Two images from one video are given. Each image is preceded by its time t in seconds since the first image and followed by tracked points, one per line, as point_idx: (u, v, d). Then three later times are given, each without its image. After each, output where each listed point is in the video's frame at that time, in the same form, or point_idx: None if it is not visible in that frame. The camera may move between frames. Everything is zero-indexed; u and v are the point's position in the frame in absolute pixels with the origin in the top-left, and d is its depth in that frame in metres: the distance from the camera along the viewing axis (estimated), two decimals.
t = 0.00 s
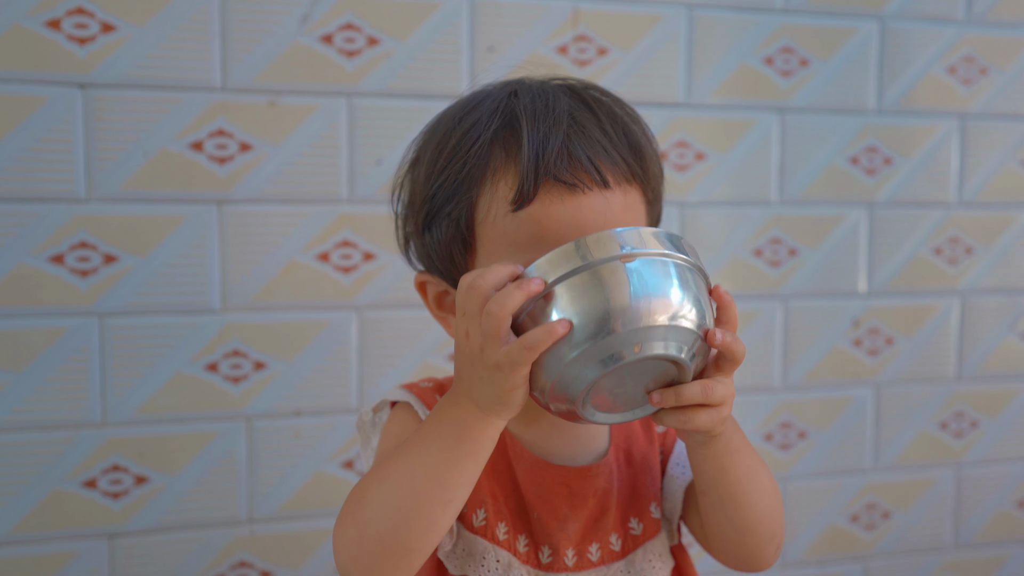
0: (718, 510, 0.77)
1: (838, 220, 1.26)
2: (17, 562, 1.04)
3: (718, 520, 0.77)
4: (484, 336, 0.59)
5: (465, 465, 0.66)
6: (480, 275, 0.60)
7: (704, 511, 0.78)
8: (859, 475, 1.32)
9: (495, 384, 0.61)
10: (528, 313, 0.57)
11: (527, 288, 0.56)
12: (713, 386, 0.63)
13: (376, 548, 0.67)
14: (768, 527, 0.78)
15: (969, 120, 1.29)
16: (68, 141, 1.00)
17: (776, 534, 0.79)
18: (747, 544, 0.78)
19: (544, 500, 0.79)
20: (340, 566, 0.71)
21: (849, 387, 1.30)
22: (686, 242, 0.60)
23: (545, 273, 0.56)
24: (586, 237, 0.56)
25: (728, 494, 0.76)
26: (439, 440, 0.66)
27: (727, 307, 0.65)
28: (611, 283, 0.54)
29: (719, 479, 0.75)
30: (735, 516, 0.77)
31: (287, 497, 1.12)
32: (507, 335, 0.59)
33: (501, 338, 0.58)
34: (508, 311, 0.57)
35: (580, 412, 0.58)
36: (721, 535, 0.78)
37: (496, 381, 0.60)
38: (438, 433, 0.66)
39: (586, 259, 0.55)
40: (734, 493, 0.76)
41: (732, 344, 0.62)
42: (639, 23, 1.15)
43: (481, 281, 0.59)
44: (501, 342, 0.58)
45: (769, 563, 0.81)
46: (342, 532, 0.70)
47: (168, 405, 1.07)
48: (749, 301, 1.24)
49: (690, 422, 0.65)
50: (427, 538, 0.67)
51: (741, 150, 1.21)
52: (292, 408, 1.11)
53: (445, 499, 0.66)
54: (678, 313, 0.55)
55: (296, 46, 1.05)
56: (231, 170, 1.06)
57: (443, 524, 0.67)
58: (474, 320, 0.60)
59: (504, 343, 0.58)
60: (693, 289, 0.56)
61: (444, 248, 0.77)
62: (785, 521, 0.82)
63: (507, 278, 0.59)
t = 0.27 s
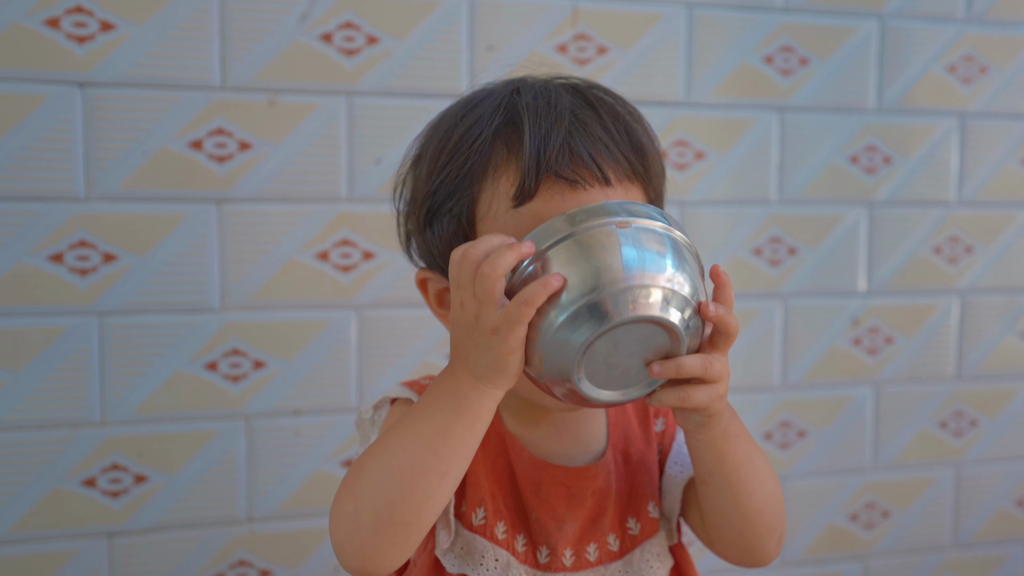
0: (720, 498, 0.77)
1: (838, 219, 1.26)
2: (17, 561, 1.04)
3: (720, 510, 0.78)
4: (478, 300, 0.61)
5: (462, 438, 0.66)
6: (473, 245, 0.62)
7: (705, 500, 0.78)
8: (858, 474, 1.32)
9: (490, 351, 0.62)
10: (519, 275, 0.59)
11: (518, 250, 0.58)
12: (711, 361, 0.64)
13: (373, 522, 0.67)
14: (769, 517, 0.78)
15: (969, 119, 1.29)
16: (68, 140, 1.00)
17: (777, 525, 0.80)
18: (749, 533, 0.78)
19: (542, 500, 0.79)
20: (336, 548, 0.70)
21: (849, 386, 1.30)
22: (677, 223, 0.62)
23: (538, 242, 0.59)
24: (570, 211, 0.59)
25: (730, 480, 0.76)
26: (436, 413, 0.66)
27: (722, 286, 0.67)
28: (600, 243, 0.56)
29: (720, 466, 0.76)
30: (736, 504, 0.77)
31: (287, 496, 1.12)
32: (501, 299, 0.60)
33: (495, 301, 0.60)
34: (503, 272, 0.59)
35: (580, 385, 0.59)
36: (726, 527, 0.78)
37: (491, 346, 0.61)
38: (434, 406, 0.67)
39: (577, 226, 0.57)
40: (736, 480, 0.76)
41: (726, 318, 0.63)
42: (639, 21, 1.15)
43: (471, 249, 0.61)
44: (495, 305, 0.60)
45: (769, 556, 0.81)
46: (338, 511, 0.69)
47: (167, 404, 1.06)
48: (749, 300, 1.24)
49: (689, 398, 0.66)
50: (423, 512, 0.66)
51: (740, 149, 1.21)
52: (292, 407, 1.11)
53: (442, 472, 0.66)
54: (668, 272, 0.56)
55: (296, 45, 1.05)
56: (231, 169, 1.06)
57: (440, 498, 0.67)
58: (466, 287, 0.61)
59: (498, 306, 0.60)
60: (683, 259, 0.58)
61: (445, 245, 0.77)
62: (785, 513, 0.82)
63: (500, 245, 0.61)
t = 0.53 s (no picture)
0: (722, 486, 0.77)
1: (837, 219, 1.26)
2: (16, 561, 1.04)
3: (722, 499, 0.78)
4: (483, 276, 0.61)
5: (465, 415, 0.66)
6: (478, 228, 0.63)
7: (707, 489, 0.79)
8: (857, 474, 1.32)
9: (495, 329, 0.62)
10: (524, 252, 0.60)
11: (523, 228, 0.60)
12: (716, 335, 0.65)
13: (375, 500, 0.66)
14: (772, 507, 0.78)
15: (968, 120, 1.29)
16: (67, 140, 1.00)
17: (780, 517, 0.79)
18: (751, 523, 0.78)
19: (542, 497, 0.79)
20: (336, 529, 0.69)
21: (848, 386, 1.30)
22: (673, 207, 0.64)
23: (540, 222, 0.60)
24: (565, 194, 0.61)
25: (732, 467, 0.76)
26: (440, 391, 0.66)
27: (721, 270, 0.69)
28: (600, 215, 0.57)
29: (722, 453, 0.76)
30: (738, 492, 0.77)
31: (286, 496, 1.12)
32: (504, 276, 0.61)
33: (500, 277, 0.60)
34: (507, 247, 0.60)
35: (588, 361, 0.58)
36: (729, 517, 0.78)
37: (496, 322, 0.61)
38: (439, 384, 0.67)
39: (576, 204, 0.59)
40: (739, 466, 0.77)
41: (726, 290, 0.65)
42: (638, 21, 1.15)
43: (475, 231, 0.63)
44: (499, 282, 0.61)
45: (773, 548, 0.81)
46: (339, 491, 0.69)
47: (167, 404, 1.06)
48: (748, 300, 1.24)
49: (696, 374, 0.67)
50: (425, 489, 0.66)
51: (739, 149, 1.21)
52: (291, 407, 1.11)
53: (446, 449, 0.66)
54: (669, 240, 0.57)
55: (296, 45, 1.05)
56: (230, 169, 1.06)
57: (443, 476, 0.66)
58: (471, 267, 0.62)
59: (501, 282, 0.60)
60: (680, 233, 0.60)
61: (450, 242, 0.78)
62: (789, 506, 0.82)
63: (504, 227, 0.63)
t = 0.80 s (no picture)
0: (732, 472, 0.78)
1: (836, 219, 1.26)
2: (16, 561, 1.04)
3: (733, 486, 0.78)
4: (496, 262, 0.63)
5: (484, 402, 0.66)
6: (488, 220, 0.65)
7: (717, 477, 0.79)
8: (857, 474, 1.32)
9: (510, 315, 0.63)
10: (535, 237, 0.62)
11: (534, 215, 0.62)
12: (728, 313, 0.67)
13: (392, 485, 0.66)
14: (782, 494, 0.79)
15: (967, 120, 1.30)
16: (67, 141, 1.00)
17: (790, 506, 0.80)
18: (762, 510, 0.78)
19: (552, 491, 0.79)
20: (349, 518, 0.69)
21: (848, 386, 1.30)
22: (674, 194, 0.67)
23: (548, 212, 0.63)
24: (565, 185, 0.64)
25: (743, 453, 0.77)
26: (459, 376, 0.66)
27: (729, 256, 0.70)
28: (604, 197, 0.61)
29: (732, 439, 0.77)
30: (748, 478, 0.78)
31: (286, 496, 1.12)
32: (517, 262, 0.62)
33: (513, 261, 0.62)
34: (520, 232, 0.62)
35: (606, 339, 0.60)
36: (740, 504, 0.78)
37: (513, 306, 0.63)
38: (458, 369, 0.67)
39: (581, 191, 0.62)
40: (749, 452, 0.77)
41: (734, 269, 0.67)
42: (637, 21, 1.15)
43: (484, 221, 0.65)
44: (512, 267, 0.62)
45: (783, 538, 0.81)
46: (353, 478, 0.68)
47: (167, 404, 1.07)
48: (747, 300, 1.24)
49: (710, 350, 0.68)
50: (443, 475, 0.66)
51: (739, 149, 1.21)
52: (291, 408, 1.11)
53: (464, 435, 0.66)
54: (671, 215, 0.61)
55: (296, 46, 1.06)
56: (230, 170, 1.06)
57: (461, 462, 0.66)
58: (483, 255, 0.64)
59: (515, 267, 0.62)
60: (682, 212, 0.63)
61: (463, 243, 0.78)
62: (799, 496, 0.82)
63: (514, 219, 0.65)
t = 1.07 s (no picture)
0: (738, 472, 0.78)
1: (836, 220, 1.27)
2: (16, 562, 1.04)
3: (739, 486, 0.78)
4: (504, 258, 0.63)
5: (496, 399, 0.66)
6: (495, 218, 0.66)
7: (723, 476, 0.79)
8: (857, 474, 1.32)
9: (519, 310, 0.63)
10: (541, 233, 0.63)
11: (540, 211, 0.63)
12: (734, 309, 0.67)
13: (403, 483, 0.66)
14: (787, 495, 0.79)
15: (967, 121, 1.30)
16: (67, 142, 1.00)
17: (795, 506, 0.80)
18: (768, 510, 0.78)
19: (558, 490, 0.79)
20: (360, 518, 0.69)
21: (848, 387, 1.30)
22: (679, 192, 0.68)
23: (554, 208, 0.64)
24: (569, 184, 0.66)
25: (748, 453, 0.77)
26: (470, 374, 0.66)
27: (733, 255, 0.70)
28: (609, 193, 0.62)
29: (737, 439, 0.77)
30: (753, 479, 0.77)
31: (286, 497, 1.12)
32: (524, 257, 0.63)
33: (520, 257, 0.63)
34: (526, 228, 0.62)
35: (611, 333, 0.61)
36: (745, 504, 0.78)
37: (522, 302, 0.63)
38: (469, 367, 0.67)
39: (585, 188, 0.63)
40: (755, 452, 0.77)
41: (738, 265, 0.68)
42: (637, 22, 1.15)
43: (490, 219, 0.65)
44: (519, 263, 0.63)
45: (787, 538, 0.81)
46: (363, 477, 0.68)
47: (167, 405, 1.07)
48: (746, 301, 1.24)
49: (713, 344, 0.67)
50: (454, 473, 0.66)
51: (739, 150, 1.22)
52: (290, 408, 1.11)
53: (476, 433, 0.65)
54: (677, 211, 0.62)
55: (296, 46, 1.06)
56: (230, 171, 1.06)
57: (472, 460, 0.66)
58: (490, 252, 0.64)
59: (522, 263, 0.63)
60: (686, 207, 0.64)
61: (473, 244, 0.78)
62: (804, 496, 0.82)
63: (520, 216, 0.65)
